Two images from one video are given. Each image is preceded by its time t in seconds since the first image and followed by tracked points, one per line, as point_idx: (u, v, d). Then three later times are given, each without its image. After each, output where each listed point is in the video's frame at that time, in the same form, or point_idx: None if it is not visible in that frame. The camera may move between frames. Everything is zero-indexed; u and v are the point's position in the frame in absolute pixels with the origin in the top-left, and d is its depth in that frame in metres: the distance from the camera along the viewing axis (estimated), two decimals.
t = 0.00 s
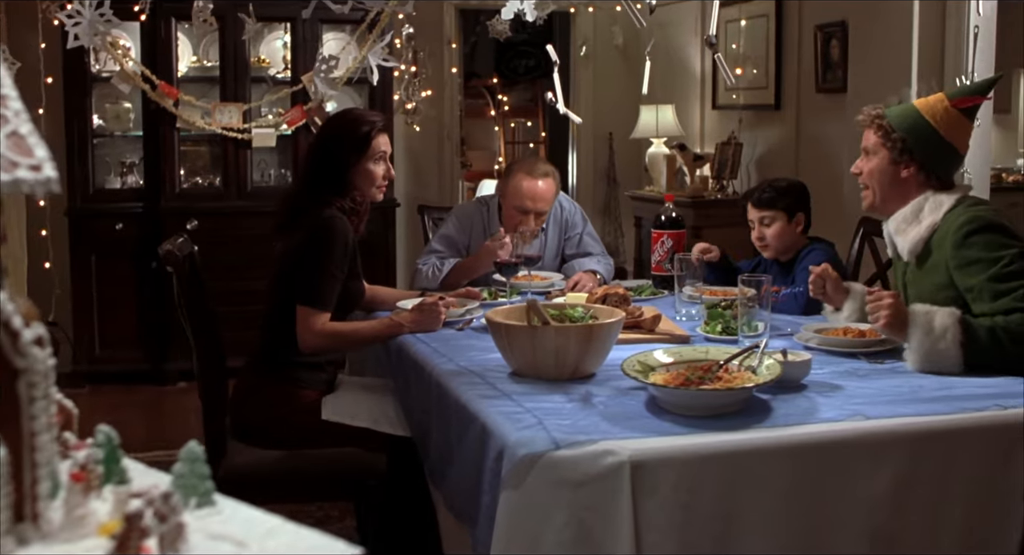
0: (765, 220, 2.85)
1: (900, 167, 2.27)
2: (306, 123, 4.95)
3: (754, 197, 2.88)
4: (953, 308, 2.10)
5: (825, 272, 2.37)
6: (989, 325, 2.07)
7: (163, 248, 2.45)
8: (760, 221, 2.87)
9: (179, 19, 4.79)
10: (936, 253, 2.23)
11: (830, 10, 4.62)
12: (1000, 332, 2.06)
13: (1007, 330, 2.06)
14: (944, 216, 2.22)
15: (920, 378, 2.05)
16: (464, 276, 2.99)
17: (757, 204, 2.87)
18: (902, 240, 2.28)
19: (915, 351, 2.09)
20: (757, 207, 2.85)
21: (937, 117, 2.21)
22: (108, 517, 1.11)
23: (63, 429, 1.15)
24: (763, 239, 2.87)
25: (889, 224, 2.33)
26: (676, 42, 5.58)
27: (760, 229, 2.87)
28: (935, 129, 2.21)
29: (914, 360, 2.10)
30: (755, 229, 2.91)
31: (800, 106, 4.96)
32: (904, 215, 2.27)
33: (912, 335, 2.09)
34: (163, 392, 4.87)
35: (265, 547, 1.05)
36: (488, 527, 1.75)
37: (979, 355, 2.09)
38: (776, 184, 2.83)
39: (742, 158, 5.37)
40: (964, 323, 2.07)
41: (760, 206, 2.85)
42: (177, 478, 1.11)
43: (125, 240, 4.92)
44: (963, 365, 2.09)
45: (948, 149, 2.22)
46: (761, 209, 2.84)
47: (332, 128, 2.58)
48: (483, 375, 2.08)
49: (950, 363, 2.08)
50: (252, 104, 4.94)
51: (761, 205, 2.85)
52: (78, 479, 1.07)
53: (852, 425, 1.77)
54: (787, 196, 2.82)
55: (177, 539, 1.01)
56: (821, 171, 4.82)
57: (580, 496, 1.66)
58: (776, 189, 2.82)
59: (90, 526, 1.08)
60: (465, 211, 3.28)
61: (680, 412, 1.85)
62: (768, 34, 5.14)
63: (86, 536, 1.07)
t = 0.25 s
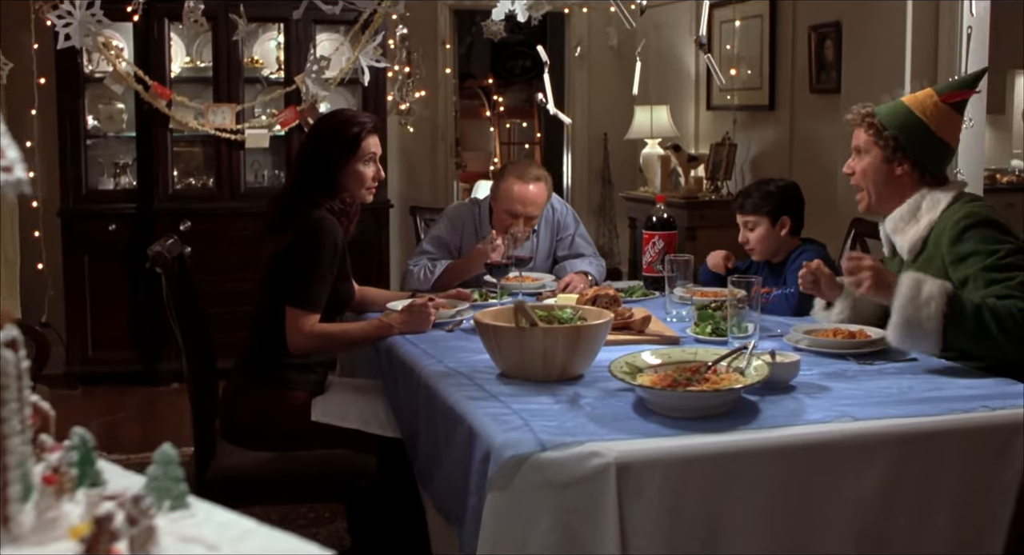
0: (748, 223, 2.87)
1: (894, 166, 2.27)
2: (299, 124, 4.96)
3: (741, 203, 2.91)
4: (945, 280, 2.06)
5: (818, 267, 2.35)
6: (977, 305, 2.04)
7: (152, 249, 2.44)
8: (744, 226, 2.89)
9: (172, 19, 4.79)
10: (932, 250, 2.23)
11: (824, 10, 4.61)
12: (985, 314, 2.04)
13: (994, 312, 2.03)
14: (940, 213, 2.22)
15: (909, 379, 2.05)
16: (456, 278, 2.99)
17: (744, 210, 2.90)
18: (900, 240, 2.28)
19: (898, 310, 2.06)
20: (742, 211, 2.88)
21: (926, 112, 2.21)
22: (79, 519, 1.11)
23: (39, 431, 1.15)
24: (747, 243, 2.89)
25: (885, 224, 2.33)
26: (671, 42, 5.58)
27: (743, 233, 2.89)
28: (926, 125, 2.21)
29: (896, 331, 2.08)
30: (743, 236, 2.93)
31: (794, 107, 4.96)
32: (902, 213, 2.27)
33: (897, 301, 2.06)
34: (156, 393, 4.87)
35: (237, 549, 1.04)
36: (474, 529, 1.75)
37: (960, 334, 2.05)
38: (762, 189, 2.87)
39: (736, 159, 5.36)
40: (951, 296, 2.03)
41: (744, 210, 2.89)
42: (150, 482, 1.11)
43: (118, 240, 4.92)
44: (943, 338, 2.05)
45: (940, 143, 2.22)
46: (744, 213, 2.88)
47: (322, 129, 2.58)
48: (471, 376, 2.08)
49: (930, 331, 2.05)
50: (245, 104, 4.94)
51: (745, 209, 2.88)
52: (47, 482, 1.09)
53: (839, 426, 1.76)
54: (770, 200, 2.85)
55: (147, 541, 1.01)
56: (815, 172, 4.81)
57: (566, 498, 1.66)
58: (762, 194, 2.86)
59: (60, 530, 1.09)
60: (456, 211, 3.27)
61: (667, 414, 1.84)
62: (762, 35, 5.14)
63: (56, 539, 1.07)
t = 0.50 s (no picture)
0: (740, 226, 2.87)
1: (893, 169, 2.26)
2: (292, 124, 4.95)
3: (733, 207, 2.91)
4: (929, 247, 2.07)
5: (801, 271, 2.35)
6: (953, 270, 2.02)
7: (141, 251, 2.42)
8: (736, 229, 2.89)
9: (164, 20, 4.78)
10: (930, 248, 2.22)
11: (817, 11, 4.61)
12: (959, 281, 2.01)
13: (967, 279, 2.00)
14: (939, 210, 2.23)
15: (898, 381, 2.04)
16: (446, 280, 2.99)
17: (735, 213, 2.90)
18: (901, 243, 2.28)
19: (879, 260, 2.08)
20: (733, 215, 2.89)
21: (919, 112, 2.21)
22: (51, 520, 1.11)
23: (15, 431, 1.14)
24: (739, 246, 2.88)
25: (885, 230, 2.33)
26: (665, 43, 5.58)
27: (735, 236, 2.89)
28: (920, 125, 2.20)
29: (872, 282, 2.10)
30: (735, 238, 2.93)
31: (788, 108, 4.96)
32: (901, 215, 2.27)
33: (877, 254, 2.09)
34: (148, 394, 4.87)
35: (210, 553, 1.04)
36: (460, 531, 1.74)
37: (931, 296, 2.04)
38: (753, 191, 2.88)
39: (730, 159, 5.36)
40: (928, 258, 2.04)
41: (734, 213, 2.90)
42: (126, 485, 1.04)
43: (111, 241, 4.92)
44: (913, 293, 2.05)
45: (935, 142, 2.22)
46: (736, 216, 2.88)
47: (312, 129, 2.57)
48: (459, 377, 2.08)
49: (901, 281, 2.05)
50: (238, 105, 4.94)
51: (738, 211, 2.88)
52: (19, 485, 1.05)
53: (827, 428, 1.76)
54: (760, 202, 2.86)
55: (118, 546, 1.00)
56: (809, 173, 4.81)
57: (551, 500, 1.65)
58: (753, 196, 2.87)
59: (31, 532, 1.09)
60: (447, 211, 3.27)
61: (655, 415, 1.84)
62: (755, 36, 5.14)
63: (27, 543, 1.08)
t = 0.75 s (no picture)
0: (729, 229, 2.87)
1: (881, 176, 2.26)
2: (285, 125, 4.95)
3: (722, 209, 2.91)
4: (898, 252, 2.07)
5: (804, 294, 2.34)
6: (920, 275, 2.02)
7: (129, 252, 2.42)
8: (725, 231, 2.89)
9: (156, 20, 4.77)
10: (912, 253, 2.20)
11: (811, 11, 4.61)
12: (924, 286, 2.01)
13: (933, 285, 2.00)
14: (925, 215, 2.21)
15: (885, 382, 2.04)
16: (435, 282, 2.99)
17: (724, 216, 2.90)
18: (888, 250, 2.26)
19: (847, 265, 2.08)
20: (722, 218, 2.89)
21: (907, 119, 2.21)
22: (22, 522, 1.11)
23: None
24: (728, 248, 2.88)
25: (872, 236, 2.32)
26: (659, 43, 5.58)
27: (725, 239, 2.89)
28: (908, 133, 2.21)
29: (841, 289, 2.09)
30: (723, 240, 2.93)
31: (782, 109, 4.95)
32: (887, 221, 2.26)
33: (847, 260, 2.09)
34: (141, 395, 4.86)
35: None
36: (446, 533, 1.74)
37: (898, 301, 2.04)
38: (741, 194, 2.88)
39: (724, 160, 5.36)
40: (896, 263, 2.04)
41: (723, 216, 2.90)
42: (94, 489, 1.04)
43: (104, 242, 4.92)
44: (879, 299, 2.04)
45: (922, 149, 2.22)
46: (725, 219, 2.88)
47: (301, 130, 2.57)
48: (446, 379, 2.07)
49: (867, 286, 2.05)
50: (230, 106, 4.93)
51: (727, 215, 2.88)
52: None
53: (813, 430, 1.76)
54: (749, 205, 2.86)
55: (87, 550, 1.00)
56: (803, 174, 4.80)
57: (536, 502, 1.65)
58: (741, 199, 2.87)
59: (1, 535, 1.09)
60: (438, 211, 3.27)
61: (641, 417, 1.83)
62: (749, 36, 5.13)
63: None
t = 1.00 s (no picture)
0: (717, 230, 2.87)
1: (865, 179, 2.26)
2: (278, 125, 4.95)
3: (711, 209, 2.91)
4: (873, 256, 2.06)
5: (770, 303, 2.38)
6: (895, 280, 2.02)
7: (117, 253, 2.41)
8: (714, 232, 2.89)
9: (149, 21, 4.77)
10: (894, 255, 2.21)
11: (804, 12, 4.61)
12: (898, 291, 2.01)
13: (907, 289, 2.01)
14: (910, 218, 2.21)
15: (872, 384, 2.03)
16: (425, 282, 2.99)
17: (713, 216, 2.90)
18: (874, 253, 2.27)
19: (822, 269, 2.08)
20: (710, 218, 2.88)
21: (890, 123, 2.20)
22: None
23: None
24: (717, 249, 2.88)
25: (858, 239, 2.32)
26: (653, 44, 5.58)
27: (713, 239, 2.88)
28: (891, 136, 2.20)
29: (815, 293, 2.09)
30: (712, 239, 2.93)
31: (775, 110, 4.95)
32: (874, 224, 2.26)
33: (821, 264, 2.08)
34: (133, 395, 4.86)
35: None
36: (430, 535, 1.73)
37: (872, 305, 2.04)
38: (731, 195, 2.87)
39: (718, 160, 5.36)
40: (871, 268, 2.03)
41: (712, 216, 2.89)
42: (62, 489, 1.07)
43: (96, 242, 4.92)
44: (853, 304, 2.04)
45: (905, 152, 2.22)
46: (714, 220, 2.87)
47: (290, 132, 2.57)
48: (432, 380, 2.07)
49: (842, 292, 2.04)
50: (223, 106, 4.93)
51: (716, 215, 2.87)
52: None
53: (798, 432, 1.75)
54: (738, 206, 2.85)
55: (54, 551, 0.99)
56: (796, 174, 4.80)
57: (521, 504, 1.64)
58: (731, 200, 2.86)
59: None
60: (430, 212, 3.27)
61: (627, 419, 1.83)
62: (742, 36, 5.13)
63: None
